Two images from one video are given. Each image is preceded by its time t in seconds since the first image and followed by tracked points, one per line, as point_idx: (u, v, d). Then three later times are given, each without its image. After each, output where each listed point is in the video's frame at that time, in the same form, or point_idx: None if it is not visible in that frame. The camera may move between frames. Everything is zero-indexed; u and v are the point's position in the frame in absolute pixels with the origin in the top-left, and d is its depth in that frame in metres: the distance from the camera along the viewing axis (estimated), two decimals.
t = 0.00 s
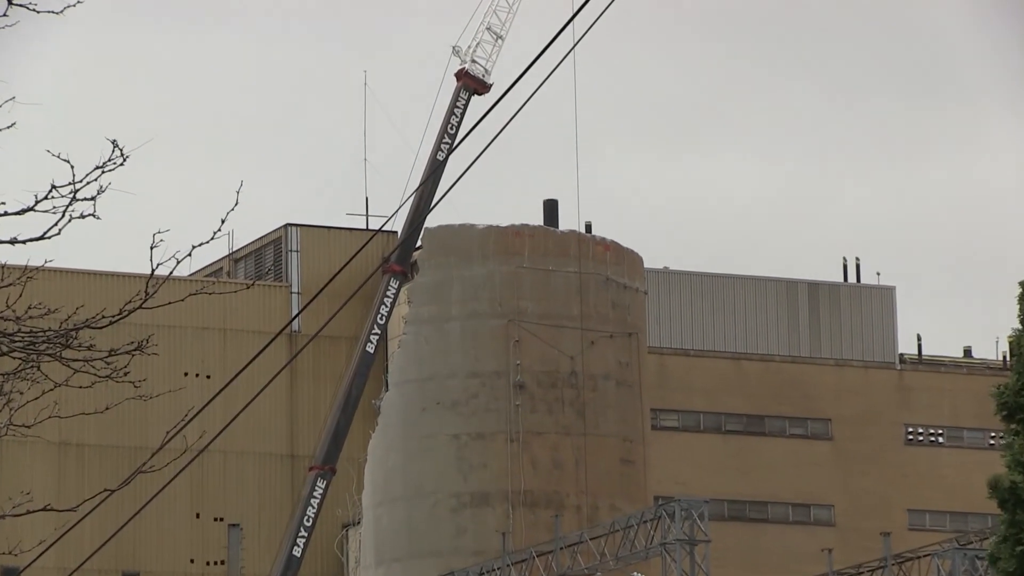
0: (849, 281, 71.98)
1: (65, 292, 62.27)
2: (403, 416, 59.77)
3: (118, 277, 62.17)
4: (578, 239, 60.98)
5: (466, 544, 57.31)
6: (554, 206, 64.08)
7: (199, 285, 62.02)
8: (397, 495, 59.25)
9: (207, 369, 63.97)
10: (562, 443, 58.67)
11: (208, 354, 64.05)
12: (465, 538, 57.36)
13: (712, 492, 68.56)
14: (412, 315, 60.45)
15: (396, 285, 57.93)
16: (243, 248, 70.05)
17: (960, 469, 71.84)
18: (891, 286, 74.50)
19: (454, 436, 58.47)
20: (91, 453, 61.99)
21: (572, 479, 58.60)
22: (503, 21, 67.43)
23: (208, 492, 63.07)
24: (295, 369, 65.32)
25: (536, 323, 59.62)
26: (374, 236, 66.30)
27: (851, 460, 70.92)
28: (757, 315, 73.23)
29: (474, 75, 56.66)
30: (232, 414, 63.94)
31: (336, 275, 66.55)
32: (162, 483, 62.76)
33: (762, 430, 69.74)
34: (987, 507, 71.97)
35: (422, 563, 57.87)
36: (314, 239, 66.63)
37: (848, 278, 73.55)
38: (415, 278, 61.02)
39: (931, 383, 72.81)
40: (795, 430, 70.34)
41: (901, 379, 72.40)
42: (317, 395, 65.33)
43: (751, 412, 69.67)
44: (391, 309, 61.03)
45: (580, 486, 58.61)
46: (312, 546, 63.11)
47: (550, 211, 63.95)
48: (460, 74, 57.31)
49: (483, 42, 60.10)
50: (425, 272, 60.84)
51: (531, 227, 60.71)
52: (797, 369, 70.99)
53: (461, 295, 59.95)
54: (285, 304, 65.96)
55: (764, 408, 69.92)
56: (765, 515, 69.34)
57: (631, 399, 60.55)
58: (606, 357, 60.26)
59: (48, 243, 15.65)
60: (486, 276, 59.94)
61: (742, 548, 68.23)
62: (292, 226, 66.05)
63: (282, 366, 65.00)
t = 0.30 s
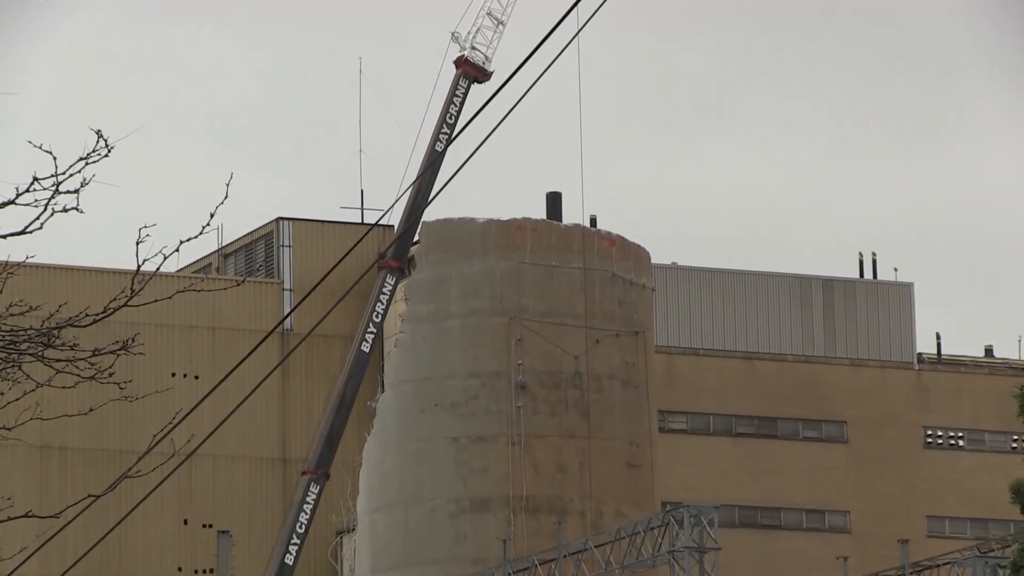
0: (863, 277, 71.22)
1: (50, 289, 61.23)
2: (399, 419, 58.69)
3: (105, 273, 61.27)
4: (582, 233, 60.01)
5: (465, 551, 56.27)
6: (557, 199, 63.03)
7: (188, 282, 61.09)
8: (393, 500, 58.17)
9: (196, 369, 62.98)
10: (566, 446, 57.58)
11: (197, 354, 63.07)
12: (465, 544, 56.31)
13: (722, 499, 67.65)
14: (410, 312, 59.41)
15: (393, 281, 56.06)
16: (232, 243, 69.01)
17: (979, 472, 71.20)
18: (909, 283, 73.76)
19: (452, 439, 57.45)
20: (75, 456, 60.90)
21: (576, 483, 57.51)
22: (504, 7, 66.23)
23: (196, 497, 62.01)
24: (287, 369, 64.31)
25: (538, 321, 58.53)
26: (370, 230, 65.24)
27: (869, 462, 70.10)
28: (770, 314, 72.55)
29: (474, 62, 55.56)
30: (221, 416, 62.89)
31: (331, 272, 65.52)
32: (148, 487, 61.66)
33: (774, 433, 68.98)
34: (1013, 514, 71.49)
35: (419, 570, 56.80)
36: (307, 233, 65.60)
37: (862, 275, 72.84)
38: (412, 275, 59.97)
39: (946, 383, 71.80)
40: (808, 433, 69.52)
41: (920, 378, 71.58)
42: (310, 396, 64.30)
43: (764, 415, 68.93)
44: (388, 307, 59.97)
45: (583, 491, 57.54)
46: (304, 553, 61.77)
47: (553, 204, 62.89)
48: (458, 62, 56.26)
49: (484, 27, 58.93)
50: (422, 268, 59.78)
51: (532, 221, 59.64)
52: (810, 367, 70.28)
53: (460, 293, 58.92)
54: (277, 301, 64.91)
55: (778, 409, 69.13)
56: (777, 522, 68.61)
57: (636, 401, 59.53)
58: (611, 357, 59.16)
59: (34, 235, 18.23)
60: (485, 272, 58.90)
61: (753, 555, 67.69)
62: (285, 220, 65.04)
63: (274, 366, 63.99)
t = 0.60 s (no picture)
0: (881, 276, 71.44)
1: (34, 284, 60.27)
2: (398, 420, 57.61)
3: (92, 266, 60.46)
4: (588, 226, 58.95)
5: (466, 558, 55.21)
6: (561, 190, 62.04)
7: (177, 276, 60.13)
8: (390, 506, 57.10)
9: (184, 369, 62.03)
10: (571, 449, 56.55)
11: (185, 352, 62.14)
12: (465, 551, 55.24)
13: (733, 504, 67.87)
14: (408, 309, 58.39)
15: (390, 276, 54.67)
16: (221, 237, 68.06)
17: (1002, 473, 71.59)
18: (929, 278, 73.93)
19: (452, 442, 56.39)
20: (58, 458, 59.84)
21: (581, 487, 56.41)
22: None
23: (184, 501, 61.00)
24: (279, 369, 63.31)
25: (541, 318, 57.51)
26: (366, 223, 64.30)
27: (885, 467, 70.39)
28: (790, 309, 72.60)
29: (474, 48, 54.19)
30: (210, 418, 61.89)
31: (325, 267, 64.48)
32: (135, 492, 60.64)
33: (788, 436, 69.00)
34: None
35: None
36: (299, 226, 64.56)
37: (880, 271, 72.93)
38: (410, 270, 58.89)
39: (967, 383, 71.97)
40: (825, 435, 69.68)
41: (940, 378, 71.81)
42: (303, 398, 63.29)
43: (777, 416, 68.83)
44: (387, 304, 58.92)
45: (589, 496, 56.41)
46: (298, 560, 61.04)
47: (557, 196, 61.94)
48: (458, 46, 54.95)
49: (485, 12, 57.89)
50: (421, 264, 58.68)
51: (534, 213, 58.57)
52: (822, 366, 70.34)
53: (460, 288, 57.87)
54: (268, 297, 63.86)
55: (792, 411, 69.12)
56: (792, 528, 68.83)
57: (643, 401, 58.47)
58: (617, 356, 58.10)
59: (12, 228, 18.39)
60: (486, 267, 57.89)
61: (768, 560, 67.90)
62: (277, 213, 64.04)
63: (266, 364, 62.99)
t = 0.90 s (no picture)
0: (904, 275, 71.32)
1: (14, 282, 59.33)
2: (394, 422, 56.57)
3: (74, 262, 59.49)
4: (592, 219, 57.83)
5: (464, 565, 54.19)
6: (565, 182, 61.02)
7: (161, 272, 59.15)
8: (385, 512, 56.11)
9: (170, 369, 61.05)
10: (574, 452, 55.53)
11: (170, 352, 61.16)
12: (463, 559, 54.21)
13: (745, 510, 67.41)
14: (404, 306, 57.38)
15: (385, 272, 52.89)
16: (208, 232, 67.10)
17: None
18: (949, 276, 74.10)
19: (450, 444, 55.37)
20: (40, 461, 58.91)
21: (584, 491, 55.41)
22: None
23: (169, 506, 60.03)
24: (268, 369, 62.29)
25: (543, 314, 56.42)
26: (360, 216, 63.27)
27: (902, 470, 70.48)
28: (810, 305, 72.39)
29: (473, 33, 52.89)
30: (197, 419, 60.89)
31: (318, 263, 63.42)
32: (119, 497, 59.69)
33: (802, 438, 68.97)
34: None
35: None
36: (291, 219, 63.55)
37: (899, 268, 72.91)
38: (407, 266, 57.86)
39: (988, 382, 72.12)
40: (840, 438, 69.72)
41: (960, 380, 71.87)
42: (294, 399, 62.25)
43: (791, 419, 68.78)
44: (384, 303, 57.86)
45: (592, 502, 55.40)
46: (292, 568, 60.17)
47: (560, 188, 60.95)
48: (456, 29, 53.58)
49: None
50: (418, 259, 57.62)
51: (536, 205, 57.47)
52: (838, 366, 70.37)
53: (458, 285, 56.86)
54: (259, 294, 62.84)
55: (806, 413, 69.07)
56: (806, 535, 68.63)
57: (649, 402, 57.45)
58: (622, 355, 57.04)
59: None
60: (487, 262, 56.86)
61: (780, 567, 67.64)
62: (268, 206, 63.01)
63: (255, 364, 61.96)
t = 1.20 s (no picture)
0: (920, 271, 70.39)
1: None
2: (390, 422, 55.54)
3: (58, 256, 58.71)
4: (597, 212, 56.79)
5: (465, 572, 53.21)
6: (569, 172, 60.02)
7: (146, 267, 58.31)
8: (382, 518, 55.07)
9: (157, 368, 60.14)
10: (578, 455, 54.60)
11: (156, 351, 60.25)
12: (464, 566, 53.23)
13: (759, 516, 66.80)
14: (401, 301, 56.19)
15: (382, 266, 51.81)
16: (195, 226, 66.18)
17: None
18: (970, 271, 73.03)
19: (449, 446, 54.39)
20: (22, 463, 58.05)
21: (590, 497, 54.44)
22: None
23: (157, 511, 59.11)
24: (259, 369, 61.31)
25: (545, 311, 55.43)
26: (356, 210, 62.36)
27: (922, 473, 69.58)
28: (828, 303, 71.63)
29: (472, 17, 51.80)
30: (184, 420, 59.97)
31: (310, 258, 62.49)
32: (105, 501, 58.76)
33: (818, 441, 68.43)
34: None
35: None
36: (283, 212, 62.62)
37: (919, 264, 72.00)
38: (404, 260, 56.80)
39: (1012, 382, 70.98)
40: (859, 440, 69.17)
41: (983, 383, 70.70)
42: (286, 399, 61.28)
43: (805, 420, 68.17)
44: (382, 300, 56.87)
45: (597, 507, 54.39)
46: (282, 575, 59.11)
47: (564, 179, 59.97)
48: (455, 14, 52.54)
49: None
50: (416, 253, 56.54)
51: (539, 197, 56.42)
52: (858, 364, 69.83)
53: (457, 280, 55.85)
54: (249, 291, 61.93)
55: (824, 414, 68.57)
56: (822, 541, 68.01)
57: (656, 402, 56.41)
58: (628, 354, 56.07)
59: None
60: (488, 257, 55.84)
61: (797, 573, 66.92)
62: (257, 197, 62.17)
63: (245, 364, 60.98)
